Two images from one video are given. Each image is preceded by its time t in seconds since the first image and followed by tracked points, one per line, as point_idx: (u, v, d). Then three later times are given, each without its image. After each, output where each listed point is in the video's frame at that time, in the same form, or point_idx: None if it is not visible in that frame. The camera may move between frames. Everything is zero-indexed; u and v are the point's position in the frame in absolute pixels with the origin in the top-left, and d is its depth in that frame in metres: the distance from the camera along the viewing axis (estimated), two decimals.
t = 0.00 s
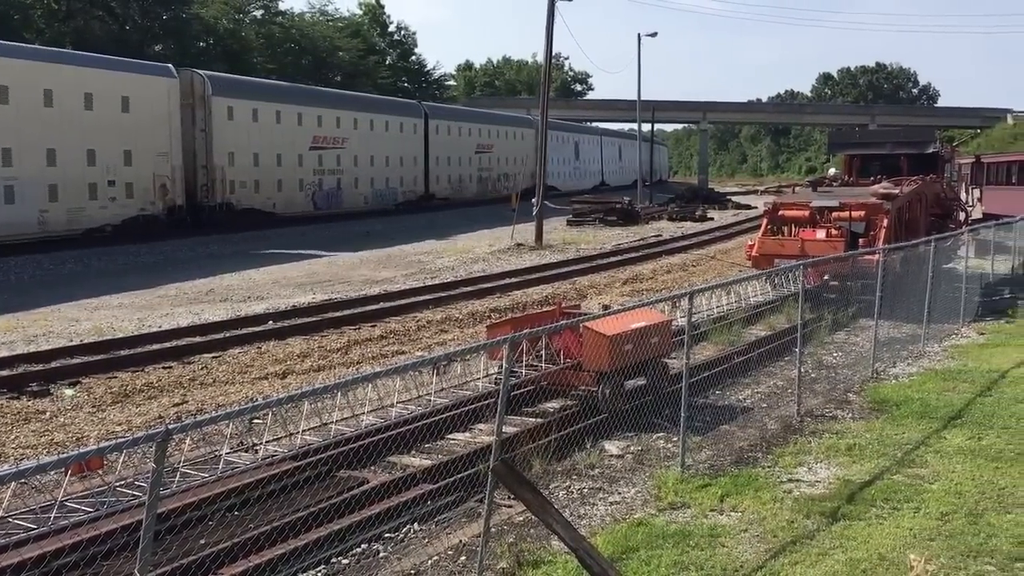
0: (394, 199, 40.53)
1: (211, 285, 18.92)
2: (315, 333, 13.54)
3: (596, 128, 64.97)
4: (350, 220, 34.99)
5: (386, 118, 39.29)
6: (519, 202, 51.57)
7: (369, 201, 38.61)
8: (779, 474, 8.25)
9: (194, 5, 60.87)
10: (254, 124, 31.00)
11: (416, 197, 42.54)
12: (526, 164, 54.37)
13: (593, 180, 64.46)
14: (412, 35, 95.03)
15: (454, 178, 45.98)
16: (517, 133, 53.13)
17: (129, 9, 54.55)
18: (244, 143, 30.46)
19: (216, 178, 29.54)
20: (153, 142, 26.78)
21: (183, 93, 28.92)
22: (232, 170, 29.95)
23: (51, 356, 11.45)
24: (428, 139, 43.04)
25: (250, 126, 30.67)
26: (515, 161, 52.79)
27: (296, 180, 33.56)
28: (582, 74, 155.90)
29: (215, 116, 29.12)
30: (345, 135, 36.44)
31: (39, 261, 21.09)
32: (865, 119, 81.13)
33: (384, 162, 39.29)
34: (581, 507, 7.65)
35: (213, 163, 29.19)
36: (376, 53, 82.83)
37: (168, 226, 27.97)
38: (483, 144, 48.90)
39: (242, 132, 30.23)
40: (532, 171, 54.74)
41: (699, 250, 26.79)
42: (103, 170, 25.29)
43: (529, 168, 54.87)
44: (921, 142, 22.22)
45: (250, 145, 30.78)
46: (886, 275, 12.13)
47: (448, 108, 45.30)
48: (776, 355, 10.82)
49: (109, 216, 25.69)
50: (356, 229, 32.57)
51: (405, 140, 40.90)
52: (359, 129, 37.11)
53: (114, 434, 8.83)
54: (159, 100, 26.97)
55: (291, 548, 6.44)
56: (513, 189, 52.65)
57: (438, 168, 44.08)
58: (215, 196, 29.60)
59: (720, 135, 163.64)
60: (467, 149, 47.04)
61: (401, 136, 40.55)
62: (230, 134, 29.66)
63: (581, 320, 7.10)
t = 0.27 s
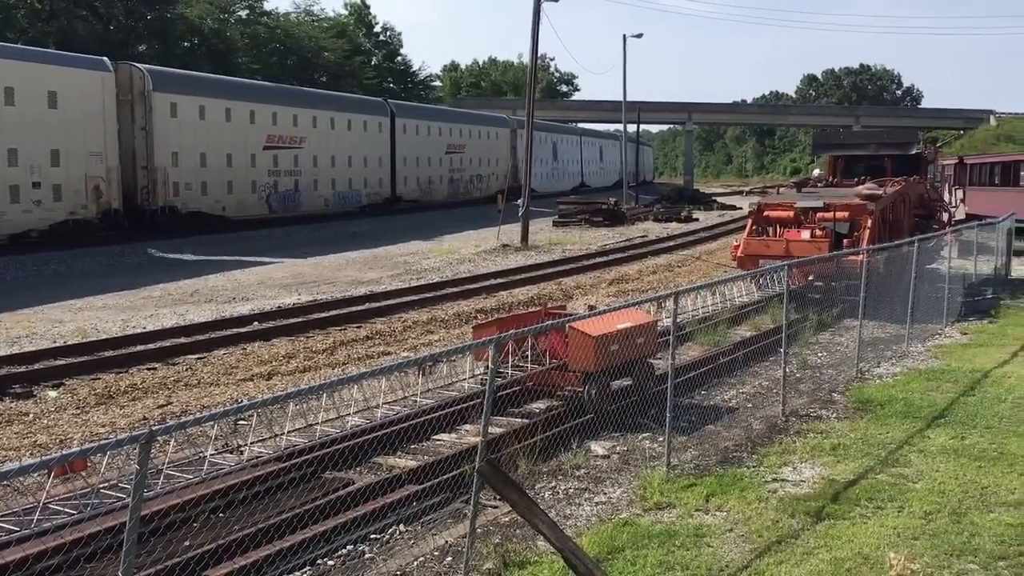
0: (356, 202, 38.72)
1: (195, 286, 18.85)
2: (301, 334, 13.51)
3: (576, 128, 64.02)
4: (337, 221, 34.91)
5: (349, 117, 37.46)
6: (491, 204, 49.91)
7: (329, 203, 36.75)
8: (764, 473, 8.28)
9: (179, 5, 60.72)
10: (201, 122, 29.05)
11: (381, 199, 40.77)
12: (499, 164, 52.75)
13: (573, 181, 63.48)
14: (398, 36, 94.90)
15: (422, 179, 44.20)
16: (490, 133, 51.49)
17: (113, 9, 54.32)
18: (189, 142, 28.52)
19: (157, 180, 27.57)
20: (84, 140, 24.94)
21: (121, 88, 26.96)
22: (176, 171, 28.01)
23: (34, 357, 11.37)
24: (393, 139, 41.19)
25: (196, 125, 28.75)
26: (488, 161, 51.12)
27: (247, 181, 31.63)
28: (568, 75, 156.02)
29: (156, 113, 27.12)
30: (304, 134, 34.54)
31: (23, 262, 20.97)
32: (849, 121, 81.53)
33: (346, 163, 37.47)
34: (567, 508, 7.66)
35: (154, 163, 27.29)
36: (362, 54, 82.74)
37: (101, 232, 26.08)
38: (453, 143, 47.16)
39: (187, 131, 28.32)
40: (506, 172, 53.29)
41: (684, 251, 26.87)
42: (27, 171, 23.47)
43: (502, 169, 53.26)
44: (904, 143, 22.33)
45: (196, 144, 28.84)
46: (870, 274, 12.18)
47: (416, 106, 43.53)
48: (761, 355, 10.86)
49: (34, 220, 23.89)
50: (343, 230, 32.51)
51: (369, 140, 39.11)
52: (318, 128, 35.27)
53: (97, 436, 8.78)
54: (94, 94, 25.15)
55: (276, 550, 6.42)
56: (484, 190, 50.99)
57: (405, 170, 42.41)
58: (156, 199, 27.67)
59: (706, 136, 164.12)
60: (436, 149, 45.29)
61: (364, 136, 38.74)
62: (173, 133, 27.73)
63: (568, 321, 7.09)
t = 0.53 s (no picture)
0: (321, 204, 36.88)
1: (182, 287, 18.79)
2: (288, 334, 13.48)
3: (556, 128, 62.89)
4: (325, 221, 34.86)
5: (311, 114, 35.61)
6: (466, 205, 48.20)
7: (290, 205, 34.86)
8: (750, 472, 8.31)
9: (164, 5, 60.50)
10: (143, 119, 27.09)
11: (348, 201, 38.95)
12: (475, 164, 51.10)
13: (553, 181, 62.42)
14: (385, 36, 94.76)
15: (392, 180, 42.39)
16: (465, 131, 49.83)
17: (98, 9, 54.09)
18: (129, 140, 26.59)
19: (94, 181, 25.56)
20: (8, 138, 22.97)
21: (54, 82, 25.12)
22: (115, 171, 26.06)
23: (19, 358, 11.32)
24: (359, 138, 39.34)
25: (138, 121, 26.81)
26: (463, 161, 49.42)
27: (196, 182, 29.76)
28: (555, 76, 156.14)
29: (91, 109, 25.15)
30: (261, 132, 32.67)
31: (7, 263, 20.86)
32: (835, 121, 81.87)
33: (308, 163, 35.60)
34: (554, 508, 7.66)
35: (89, 163, 25.27)
36: (348, 54, 82.59)
37: (30, 236, 24.22)
38: (425, 143, 45.41)
39: (128, 128, 26.40)
40: (482, 173, 51.85)
41: (671, 251, 26.93)
42: None
43: (478, 169, 51.66)
44: (890, 143, 22.44)
45: (137, 143, 26.92)
46: (855, 275, 12.23)
47: (386, 104, 41.74)
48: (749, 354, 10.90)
49: None
50: (331, 231, 32.47)
51: (334, 138, 37.28)
52: (277, 126, 33.41)
53: (82, 437, 8.76)
54: (20, 88, 23.33)
55: (263, 551, 6.41)
56: (459, 191, 49.28)
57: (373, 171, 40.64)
58: (93, 201, 25.64)
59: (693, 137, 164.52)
60: (407, 149, 43.50)
61: (328, 134, 36.88)
62: (112, 130, 25.81)
63: (555, 320, 7.08)
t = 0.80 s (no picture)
0: (282, 205, 35.14)
1: (169, 286, 18.74)
2: (276, 334, 13.46)
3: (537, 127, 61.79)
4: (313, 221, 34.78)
5: (271, 110, 33.83)
6: (438, 206, 46.55)
7: (247, 206, 33.05)
8: (738, 471, 8.33)
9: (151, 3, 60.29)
10: (82, 115, 25.25)
11: (312, 201, 37.20)
12: (450, 164, 49.47)
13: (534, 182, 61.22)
14: (374, 35, 94.65)
15: (360, 179, 40.65)
16: (440, 130, 48.22)
17: (85, 7, 53.85)
18: (65, 137, 24.73)
19: (23, 181, 23.63)
20: None
21: None
22: (46, 171, 24.20)
23: (5, 358, 11.27)
24: (325, 136, 37.58)
25: (74, 118, 24.94)
26: (437, 161, 47.79)
27: (142, 182, 27.97)
28: (544, 75, 156.16)
29: (20, 103, 23.22)
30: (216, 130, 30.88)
31: None
32: (823, 120, 82.18)
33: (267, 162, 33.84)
34: (543, 507, 7.67)
35: (18, 163, 23.34)
36: (337, 53, 82.45)
37: None
38: (397, 141, 43.72)
39: (63, 125, 24.56)
40: (457, 173, 50.38)
41: (660, 250, 26.99)
42: None
43: (453, 169, 50.08)
44: (877, 143, 22.53)
45: (74, 140, 25.06)
46: (843, 274, 12.29)
47: (355, 100, 40.03)
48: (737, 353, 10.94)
49: None
50: (320, 230, 32.41)
51: (296, 136, 35.50)
52: (233, 123, 31.63)
53: (69, 437, 8.73)
54: None
55: (251, 551, 6.39)
56: (432, 192, 47.62)
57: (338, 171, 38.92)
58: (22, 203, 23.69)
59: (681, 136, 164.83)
60: (376, 147, 41.80)
61: (291, 132, 35.12)
62: (44, 127, 23.95)
63: (543, 320, 7.07)
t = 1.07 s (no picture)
0: (242, 205, 33.75)
1: (160, 285, 18.69)
2: (268, 333, 13.44)
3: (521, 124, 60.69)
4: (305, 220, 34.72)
5: (230, 106, 32.46)
6: (412, 206, 45.18)
7: (204, 206, 31.71)
8: (730, 469, 8.35)
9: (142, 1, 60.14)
10: (16, 110, 23.74)
11: (276, 201, 35.91)
12: (426, 163, 48.12)
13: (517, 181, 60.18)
14: (366, 33, 94.53)
15: (328, 179, 39.32)
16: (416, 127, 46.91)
17: (76, 5, 53.68)
18: None
19: None
20: None
21: None
22: None
23: None
24: (289, 133, 36.28)
25: (46, 115, 24.61)
26: (413, 159, 46.47)
27: (85, 182, 26.50)
28: (536, 73, 156.15)
29: None
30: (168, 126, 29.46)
31: None
32: (815, 119, 82.37)
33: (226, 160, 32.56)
34: (535, 505, 7.67)
35: None
36: (329, 51, 82.33)
37: None
38: (368, 139, 42.40)
39: None
40: (434, 171, 49.08)
41: (652, 248, 27.02)
42: None
43: (430, 168, 48.76)
44: (868, 142, 22.57)
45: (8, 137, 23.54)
46: (834, 272, 12.32)
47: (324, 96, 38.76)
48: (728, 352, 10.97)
49: None
50: (312, 229, 32.36)
51: (258, 133, 34.14)
52: (188, 119, 30.23)
53: (59, 436, 8.70)
54: None
55: (242, 550, 6.38)
56: (407, 192, 46.23)
57: (304, 171, 37.60)
58: None
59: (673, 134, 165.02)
60: (346, 145, 40.48)
61: (252, 129, 33.87)
62: (14, 125, 23.64)
63: (535, 318, 7.05)
